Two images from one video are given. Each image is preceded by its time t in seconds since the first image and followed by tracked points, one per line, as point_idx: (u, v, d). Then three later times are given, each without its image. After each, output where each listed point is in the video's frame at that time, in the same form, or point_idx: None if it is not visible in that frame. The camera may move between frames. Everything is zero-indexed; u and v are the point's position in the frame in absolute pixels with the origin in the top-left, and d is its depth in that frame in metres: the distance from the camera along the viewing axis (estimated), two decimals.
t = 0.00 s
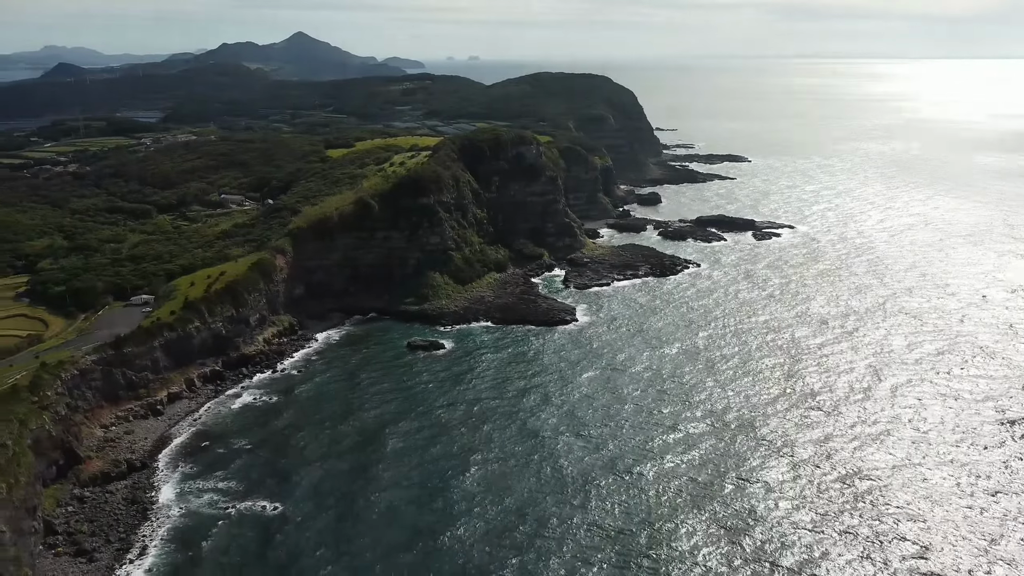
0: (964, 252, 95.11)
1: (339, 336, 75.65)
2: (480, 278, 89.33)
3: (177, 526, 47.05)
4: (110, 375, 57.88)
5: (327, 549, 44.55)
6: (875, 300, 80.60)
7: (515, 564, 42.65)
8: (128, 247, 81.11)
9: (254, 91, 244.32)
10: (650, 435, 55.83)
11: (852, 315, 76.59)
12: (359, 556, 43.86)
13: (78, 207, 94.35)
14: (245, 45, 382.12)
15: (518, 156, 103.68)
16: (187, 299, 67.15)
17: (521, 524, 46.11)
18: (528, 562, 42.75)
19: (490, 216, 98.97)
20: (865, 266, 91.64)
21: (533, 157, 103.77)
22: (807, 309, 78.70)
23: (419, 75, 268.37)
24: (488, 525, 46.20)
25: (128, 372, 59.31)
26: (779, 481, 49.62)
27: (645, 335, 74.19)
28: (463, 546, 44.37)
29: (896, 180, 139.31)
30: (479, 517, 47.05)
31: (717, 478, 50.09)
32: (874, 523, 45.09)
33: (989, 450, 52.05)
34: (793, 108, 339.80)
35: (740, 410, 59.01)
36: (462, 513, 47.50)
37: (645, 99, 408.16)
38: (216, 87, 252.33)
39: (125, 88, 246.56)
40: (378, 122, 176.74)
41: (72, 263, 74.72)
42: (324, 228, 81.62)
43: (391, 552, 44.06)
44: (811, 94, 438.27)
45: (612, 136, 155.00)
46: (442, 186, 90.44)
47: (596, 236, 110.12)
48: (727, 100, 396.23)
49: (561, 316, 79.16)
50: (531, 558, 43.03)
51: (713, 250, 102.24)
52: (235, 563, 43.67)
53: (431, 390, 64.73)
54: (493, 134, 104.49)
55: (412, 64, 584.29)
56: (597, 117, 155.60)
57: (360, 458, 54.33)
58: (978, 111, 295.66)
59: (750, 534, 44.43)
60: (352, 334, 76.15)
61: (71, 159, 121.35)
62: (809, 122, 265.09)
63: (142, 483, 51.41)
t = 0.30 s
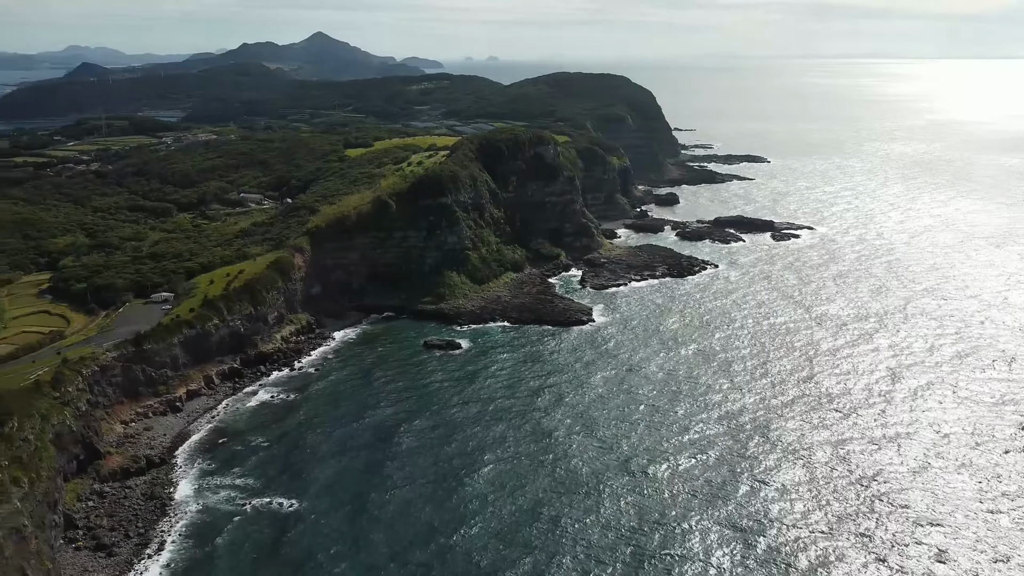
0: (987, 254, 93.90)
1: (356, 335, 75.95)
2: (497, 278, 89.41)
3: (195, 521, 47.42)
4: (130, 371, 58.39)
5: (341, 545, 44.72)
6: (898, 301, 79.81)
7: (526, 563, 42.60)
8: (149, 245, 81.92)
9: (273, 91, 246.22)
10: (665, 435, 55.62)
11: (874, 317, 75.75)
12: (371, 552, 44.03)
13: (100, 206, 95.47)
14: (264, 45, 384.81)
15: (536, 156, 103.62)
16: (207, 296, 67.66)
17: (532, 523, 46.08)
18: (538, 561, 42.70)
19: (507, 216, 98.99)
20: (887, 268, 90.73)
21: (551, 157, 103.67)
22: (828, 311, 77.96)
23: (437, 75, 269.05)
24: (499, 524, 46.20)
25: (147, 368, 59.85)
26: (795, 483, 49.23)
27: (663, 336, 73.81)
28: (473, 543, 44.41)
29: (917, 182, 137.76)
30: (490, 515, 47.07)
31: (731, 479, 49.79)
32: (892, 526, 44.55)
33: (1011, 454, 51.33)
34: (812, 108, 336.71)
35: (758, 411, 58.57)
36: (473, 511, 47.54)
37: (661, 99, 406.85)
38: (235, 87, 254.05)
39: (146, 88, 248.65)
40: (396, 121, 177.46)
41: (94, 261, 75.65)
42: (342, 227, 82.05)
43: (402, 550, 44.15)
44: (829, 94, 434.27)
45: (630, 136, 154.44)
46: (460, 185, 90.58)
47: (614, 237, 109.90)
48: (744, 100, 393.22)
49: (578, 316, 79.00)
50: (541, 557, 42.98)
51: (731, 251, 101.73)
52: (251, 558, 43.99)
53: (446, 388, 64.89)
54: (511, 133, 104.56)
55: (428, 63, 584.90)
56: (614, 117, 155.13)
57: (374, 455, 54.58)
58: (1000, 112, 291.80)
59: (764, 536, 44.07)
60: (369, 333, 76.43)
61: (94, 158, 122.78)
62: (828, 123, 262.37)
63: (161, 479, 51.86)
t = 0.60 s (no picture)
0: (1007, 256, 92.93)
1: (371, 333, 76.18)
2: (512, 277, 89.46)
3: (210, 518, 47.74)
4: (147, 369, 58.86)
5: (352, 543, 44.85)
6: (917, 303, 79.14)
7: (533, 562, 42.61)
8: (166, 243, 82.62)
9: (289, 91, 247.82)
10: (677, 435, 55.53)
11: (894, 319, 75.06)
12: (381, 550, 44.19)
13: (118, 204, 96.36)
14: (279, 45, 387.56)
15: (551, 156, 103.56)
16: (224, 295, 68.12)
17: (541, 522, 46.10)
18: (546, 560, 42.73)
19: (522, 216, 99.04)
20: (905, 269, 90.01)
21: (566, 157, 103.59)
22: (847, 312, 77.37)
23: (451, 75, 269.74)
24: (507, 523, 46.23)
25: (164, 366, 60.29)
26: (807, 484, 48.96)
27: (678, 337, 73.51)
28: (480, 541, 44.54)
29: (934, 183, 136.51)
30: (499, 514, 47.12)
31: (742, 479, 49.68)
32: (907, 529, 44.17)
33: None
34: (828, 109, 334.55)
35: (772, 412, 58.25)
36: (483, 510, 47.60)
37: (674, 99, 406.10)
38: (251, 87, 255.61)
39: (163, 88, 250.71)
40: (411, 121, 178.10)
41: (112, 258, 76.36)
42: (358, 226, 82.38)
43: (411, 547, 44.30)
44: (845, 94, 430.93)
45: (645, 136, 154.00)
46: (475, 185, 90.71)
47: (628, 237, 109.70)
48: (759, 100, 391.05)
49: (593, 316, 78.87)
50: (549, 556, 43.02)
51: (746, 251, 101.28)
52: (264, 555, 44.26)
53: (459, 387, 65.00)
54: (526, 133, 104.58)
55: (442, 63, 585.54)
56: (629, 117, 154.80)
57: (385, 453, 54.77)
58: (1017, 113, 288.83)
59: (775, 538, 43.84)
60: (384, 331, 76.63)
61: (113, 157, 123.94)
62: (845, 123, 260.34)
63: (177, 475, 52.26)
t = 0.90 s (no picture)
0: None
1: (385, 333, 76.37)
2: (526, 277, 89.44)
3: (224, 515, 48.02)
4: (163, 366, 59.28)
5: (362, 541, 44.98)
6: (935, 304, 78.43)
7: (541, 562, 42.57)
8: (183, 242, 83.22)
9: (304, 91, 249.27)
10: (688, 435, 55.36)
11: (913, 321, 74.33)
12: (390, 548, 44.27)
13: (136, 203, 97.14)
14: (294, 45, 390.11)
15: (565, 155, 103.47)
16: (239, 293, 68.51)
17: (549, 522, 46.05)
18: (553, 559, 42.70)
19: (536, 216, 99.01)
20: (923, 270, 89.22)
21: (580, 157, 103.43)
22: (865, 314, 76.74)
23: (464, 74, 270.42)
24: (515, 522, 46.22)
25: (180, 364, 60.69)
26: (819, 485, 48.65)
27: (694, 337, 73.21)
28: (488, 540, 44.53)
29: (952, 184, 135.22)
30: (507, 513, 47.12)
31: (754, 480, 49.41)
32: (922, 533, 43.71)
33: None
34: (844, 109, 331.94)
35: (786, 414, 57.92)
36: (492, 509, 47.61)
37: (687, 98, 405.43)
38: (266, 87, 256.97)
39: (180, 87, 252.25)
40: (425, 121, 178.62)
41: (130, 257, 76.94)
42: (373, 226, 82.63)
43: (420, 545, 44.40)
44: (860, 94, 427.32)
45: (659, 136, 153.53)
46: (489, 184, 90.73)
47: (643, 237, 109.45)
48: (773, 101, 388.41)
49: (607, 316, 78.69)
50: (557, 555, 42.98)
51: (762, 252, 100.79)
52: (277, 552, 44.46)
53: (470, 386, 65.09)
54: (541, 133, 104.50)
55: (456, 62, 586.18)
56: (644, 117, 154.40)
57: (396, 451, 54.93)
58: None
59: (785, 539, 43.62)
60: (398, 331, 76.79)
61: (130, 156, 124.98)
62: (861, 124, 258.29)
63: (192, 472, 52.60)
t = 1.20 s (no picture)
0: None
1: (399, 332, 76.55)
2: (539, 277, 89.41)
3: (238, 512, 48.29)
4: (179, 364, 59.66)
5: (372, 539, 45.11)
6: (954, 306, 77.66)
7: (548, 561, 42.56)
8: (198, 241, 83.78)
9: (318, 91, 250.38)
10: (699, 436, 55.18)
11: (932, 323, 73.53)
12: (399, 545, 44.38)
13: (152, 202, 97.93)
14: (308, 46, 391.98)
15: (580, 156, 103.77)
16: (255, 292, 68.91)
17: (557, 521, 46.03)
18: (561, 558, 42.67)
19: (550, 216, 98.92)
20: (942, 271, 88.33)
21: (595, 157, 103.37)
22: (884, 316, 76.03)
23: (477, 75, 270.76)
24: (523, 520, 46.26)
25: (195, 362, 61.06)
26: (834, 488, 48.26)
27: (710, 339, 72.82)
28: (496, 539, 44.59)
29: (970, 186, 133.94)
30: (516, 512, 47.17)
31: (766, 481, 49.15)
32: (939, 537, 43.18)
33: None
34: (860, 111, 329.34)
35: (801, 415, 57.48)
36: (500, 507, 47.66)
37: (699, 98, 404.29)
38: (282, 88, 258.13)
39: (198, 89, 253.56)
40: (439, 121, 179.00)
41: (147, 255, 77.53)
42: (388, 225, 82.89)
43: (428, 542, 44.52)
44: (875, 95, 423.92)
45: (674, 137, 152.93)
46: (504, 184, 90.77)
47: (657, 238, 109.10)
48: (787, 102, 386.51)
49: (621, 317, 78.49)
50: (565, 554, 42.94)
51: (777, 253, 100.22)
52: (288, 548, 44.68)
53: (482, 385, 65.13)
54: (556, 133, 104.51)
55: (470, 63, 586.80)
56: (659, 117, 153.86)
57: (407, 448, 55.13)
58: None
59: (797, 541, 43.33)
60: (412, 330, 77.00)
61: (148, 155, 125.93)
62: (878, 125, 255.97)
63: (207, 470, 52.92)
